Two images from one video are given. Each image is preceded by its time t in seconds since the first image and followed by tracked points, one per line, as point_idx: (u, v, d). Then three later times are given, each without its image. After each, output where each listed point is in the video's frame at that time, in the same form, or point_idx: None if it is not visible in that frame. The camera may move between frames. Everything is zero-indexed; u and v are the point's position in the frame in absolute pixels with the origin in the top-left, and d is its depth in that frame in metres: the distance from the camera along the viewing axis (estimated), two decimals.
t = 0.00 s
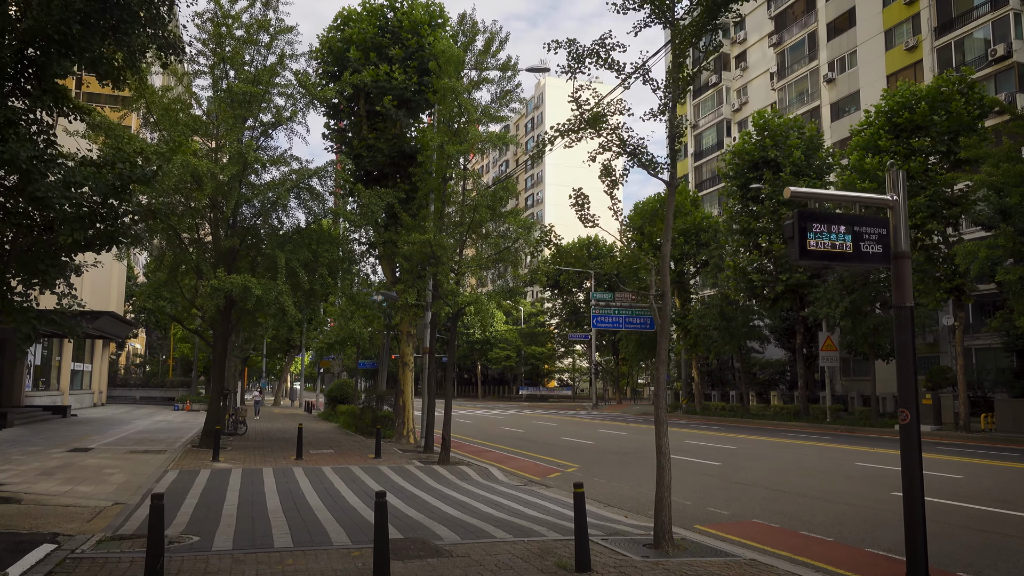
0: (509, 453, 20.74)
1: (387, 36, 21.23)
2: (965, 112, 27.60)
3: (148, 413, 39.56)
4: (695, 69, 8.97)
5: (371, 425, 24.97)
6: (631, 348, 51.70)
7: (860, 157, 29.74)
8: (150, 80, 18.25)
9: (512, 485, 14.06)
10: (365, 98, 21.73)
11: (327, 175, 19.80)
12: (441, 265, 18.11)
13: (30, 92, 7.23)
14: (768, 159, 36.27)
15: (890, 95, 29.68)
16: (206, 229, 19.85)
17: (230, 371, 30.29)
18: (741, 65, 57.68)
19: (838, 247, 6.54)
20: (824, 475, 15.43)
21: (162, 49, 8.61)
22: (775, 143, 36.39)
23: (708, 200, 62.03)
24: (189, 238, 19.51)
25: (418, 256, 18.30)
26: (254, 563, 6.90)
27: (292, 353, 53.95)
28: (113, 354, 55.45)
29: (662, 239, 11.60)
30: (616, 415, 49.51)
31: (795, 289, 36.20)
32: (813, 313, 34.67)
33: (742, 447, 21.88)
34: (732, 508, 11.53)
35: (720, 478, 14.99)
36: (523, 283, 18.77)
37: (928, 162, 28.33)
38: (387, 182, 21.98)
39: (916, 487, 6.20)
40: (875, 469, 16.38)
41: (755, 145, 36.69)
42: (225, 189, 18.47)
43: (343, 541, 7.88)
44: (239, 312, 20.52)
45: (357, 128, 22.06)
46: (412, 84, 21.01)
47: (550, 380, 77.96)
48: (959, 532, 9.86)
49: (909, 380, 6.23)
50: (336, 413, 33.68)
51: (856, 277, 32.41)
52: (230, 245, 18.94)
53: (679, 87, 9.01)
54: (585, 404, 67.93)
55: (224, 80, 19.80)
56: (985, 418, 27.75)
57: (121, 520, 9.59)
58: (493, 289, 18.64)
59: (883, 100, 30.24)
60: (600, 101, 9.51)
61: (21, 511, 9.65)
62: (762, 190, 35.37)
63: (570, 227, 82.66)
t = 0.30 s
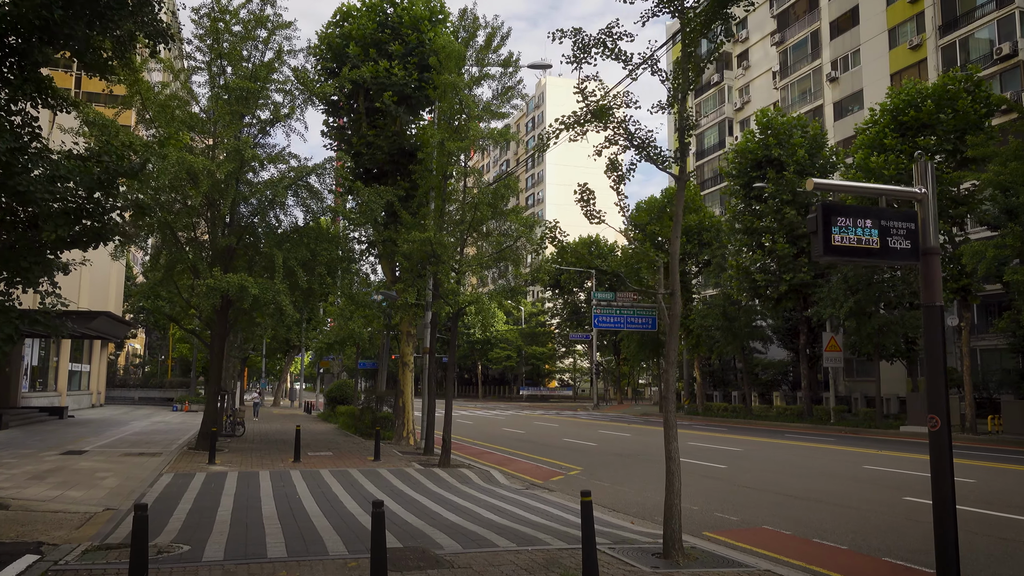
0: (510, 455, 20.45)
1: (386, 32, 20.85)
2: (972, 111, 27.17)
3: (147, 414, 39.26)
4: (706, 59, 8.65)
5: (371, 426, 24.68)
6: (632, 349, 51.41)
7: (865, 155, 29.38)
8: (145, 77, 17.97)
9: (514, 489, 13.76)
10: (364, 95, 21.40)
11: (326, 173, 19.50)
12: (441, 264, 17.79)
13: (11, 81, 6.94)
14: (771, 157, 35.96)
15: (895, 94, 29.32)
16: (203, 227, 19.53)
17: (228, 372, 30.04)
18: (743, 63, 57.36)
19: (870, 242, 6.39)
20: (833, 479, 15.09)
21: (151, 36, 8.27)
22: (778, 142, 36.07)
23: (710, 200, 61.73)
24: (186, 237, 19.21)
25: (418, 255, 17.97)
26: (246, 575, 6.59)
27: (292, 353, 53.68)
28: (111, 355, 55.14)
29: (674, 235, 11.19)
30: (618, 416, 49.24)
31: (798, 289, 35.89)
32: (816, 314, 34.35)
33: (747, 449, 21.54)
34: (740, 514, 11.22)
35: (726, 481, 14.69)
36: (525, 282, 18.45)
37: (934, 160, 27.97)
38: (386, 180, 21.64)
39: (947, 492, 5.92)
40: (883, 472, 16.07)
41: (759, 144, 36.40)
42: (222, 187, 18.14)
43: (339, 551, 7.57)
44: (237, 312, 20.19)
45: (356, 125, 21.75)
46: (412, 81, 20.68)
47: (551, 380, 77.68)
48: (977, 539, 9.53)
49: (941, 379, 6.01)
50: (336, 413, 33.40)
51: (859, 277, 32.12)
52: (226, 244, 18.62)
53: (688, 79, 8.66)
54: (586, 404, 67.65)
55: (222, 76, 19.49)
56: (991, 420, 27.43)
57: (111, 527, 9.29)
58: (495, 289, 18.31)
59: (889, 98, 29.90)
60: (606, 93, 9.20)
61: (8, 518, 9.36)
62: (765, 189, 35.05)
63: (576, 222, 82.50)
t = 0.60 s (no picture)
0: (514, 454, 20.15)
1: (387, 25, 20.54)
2: (980, 104, 27.10)
3: (147, 413, 39.07)
4: (719, 43, 8.39)
5: (373, 425, 24.40)
6: (635, 347, 51.15)
7: (871, 150, 29.03)
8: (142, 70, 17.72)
9: (519, 489, 13.46)
10: (365, 89, 21.10)
11: (326, 168, 19.22)
12: (443, 259, 17.48)
13: None
14: (776, 153, 35.64)
15: (902, 88, 28.98)
16: (202, 224, 19.31)
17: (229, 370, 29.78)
18: (746, 61, 57.04)
19: (902, 225, 6.25)
20: (844, 478, 14.75)
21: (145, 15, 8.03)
22: (783, 138, 35.74)
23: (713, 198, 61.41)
24: (184, 233, 18.95)
25: (420, 250, 17.65)
26: None
27: (293, 351, 53.43)
28: (111, 354, 54.89)
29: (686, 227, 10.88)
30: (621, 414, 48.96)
31: (803, 286, 35.58)
32: (821, 311, 34.05)
33: (754, 448, 21.20)
34: (752, 514, 10.92)
35: (736, 480, 14.38)
36: (529, 278, 18.13)
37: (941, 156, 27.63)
38: (388, 175, 21.32)
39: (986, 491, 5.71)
40: (895, 471, 15.73)
41: (763, 140, 36.10)
42: (221, 182, 17.85)
43: (339, 553, 7.29)
44: (236, 310, 19.91)
45: (357, 120, 21.46)
46: (413, 74, 20.37)
47: (553, 379, 77.42)
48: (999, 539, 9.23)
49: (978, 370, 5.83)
50: (337, 411, 33.17)
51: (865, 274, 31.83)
52: (225, 240, 18.33)
53: (701, 64, 8.39)
54: (589, 403, 67.37)
55: (221, 70, 19.23)
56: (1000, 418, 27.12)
57: (103, 528, 8.99)
58: (499, 285, 18.00)
59: (895, 93, 29.59)
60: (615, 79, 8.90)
61: None
62: (770, 186, 34.76)
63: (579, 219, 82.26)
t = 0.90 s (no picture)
0: (517, 456, 19.83)
1: (388, 20, 20.20)
2: (988, 102, 26.31)
3: (146, 413, 38.75)
4: (735, 31, 8.10)
5: (373, 426, 24.10)
6: (637, 347, 50.82)
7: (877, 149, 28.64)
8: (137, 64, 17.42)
9: (523, 493, 13.15)
10: (365, 85, 20.78)
11: (326, 164, 18.94)
12: (446, 257, 17.16)
13: None
14: (780, 152, 35.27)
15: (907, 86, 28.65)
16: (199, 222, 18.99)
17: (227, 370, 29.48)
18: (748, 59, 56.69)
19: (941, 215, 6.06)
20: (854, 481, 14.43)
21: None
22: (788, 136, 35.36)
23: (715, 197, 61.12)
24: (181, 230, 18.66)
25: (421, 249, 17.33)
26: None
27: (293, 351, 53.07)
28: (110, 354, 54.54)
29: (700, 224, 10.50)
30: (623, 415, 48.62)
31: (808, 286, 35.26)
32: (826, 311, 33.72)
33: (760, 449, 20.88)
34: (765, 519, 10.63)
35: (745, 484, 14.08)
36: (532, 276, 17.82)
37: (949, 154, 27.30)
38: (388, 173, 20.99)
39: None
40: (907, 474, 15.44)
41: (767, 138, 35.71)
42: (219, 179, 17.54)
43: (337, 563, 6.98)
44: (234, 309, 19.58)
45: (357, 116, 21.13)
46: (414, 70, 20.00)
47: (554, 379, 77.12)
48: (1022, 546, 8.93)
49: None
50: (337, 411, 32.88)
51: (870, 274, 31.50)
52: (223, 238, 18.02)
53: (716, 51, 8.08)
54: (590, 403, 67.07)
55: (219, 65, 18.90)
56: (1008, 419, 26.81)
57: (96, 536, 8.69)
58: (502, 283, 17.69)
59: (901, 91, 29.20)
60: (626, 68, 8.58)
61: None
62: (774, 185, 34.40)
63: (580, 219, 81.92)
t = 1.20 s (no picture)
0: (520, 456, 19.52)
1: (388, 13, 19.90)
2: (994, 97, 26.18)
3: (144, 413, 38.42)
4: (749, 16, 7.81)
5: (373, 426, 23.81)
6: (638, 347, 50.51)
7: (882, 145, 28.41)
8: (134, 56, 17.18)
9: (527, 494, 12.85)
10: (365, 79, 20.52)
11: (325, 160, 18.66)
12: (447, 253, 16.84)
13: None
14: (784, 149, 34.93)
15: (913, 82, 28.34)
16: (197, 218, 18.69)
17: (225, 369, 29.17)
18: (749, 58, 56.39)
19: (971, 196, 7.60)
20: (865, 482, 14.12)
21: None
22: (791, 133, 35.03)
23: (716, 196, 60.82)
24: (178, 227, 18.36)
25: (422, 245, 17.03)
26: None
27: (292, 350, 52.76)
28: (109, 354, 54.20)
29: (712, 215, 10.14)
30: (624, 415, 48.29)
31: (811, 285, 34.97)
32: (830, 309, 33.41)
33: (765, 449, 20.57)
34: (776, 521, 10.34)
35: (753, 485, 13.78)
36: (535, 273, 17.52)
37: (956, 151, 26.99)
38: (388, 169, 20.69)
39: None
40: (918, 474, 15.14)
41: (771, 136, 35.34)
42: (216, 173, 17.25)
43: (334, 568, 6.69)
44: (232, 307, 19.27)
45: (356, 111, 20.81)
46: (416, 63, 19.72)
47: (555, 379, 76.82)
48: None
49: None
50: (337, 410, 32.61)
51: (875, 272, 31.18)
52: (221, 234, 17.72)
53: (729, 36, 7.79)
54: (591, 403, 66.76)
55: (216, 58, 18.60)
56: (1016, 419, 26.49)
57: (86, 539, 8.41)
58: (505, 280, 17.40)
59: (906, 87, 28.93)
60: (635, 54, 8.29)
61: None
62: (778, 182, 34.09)
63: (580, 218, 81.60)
